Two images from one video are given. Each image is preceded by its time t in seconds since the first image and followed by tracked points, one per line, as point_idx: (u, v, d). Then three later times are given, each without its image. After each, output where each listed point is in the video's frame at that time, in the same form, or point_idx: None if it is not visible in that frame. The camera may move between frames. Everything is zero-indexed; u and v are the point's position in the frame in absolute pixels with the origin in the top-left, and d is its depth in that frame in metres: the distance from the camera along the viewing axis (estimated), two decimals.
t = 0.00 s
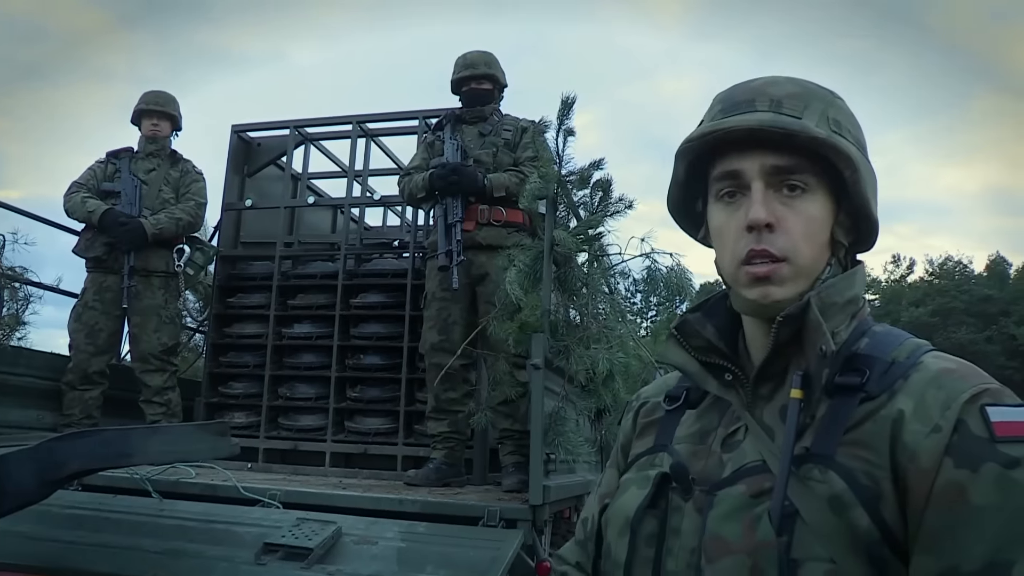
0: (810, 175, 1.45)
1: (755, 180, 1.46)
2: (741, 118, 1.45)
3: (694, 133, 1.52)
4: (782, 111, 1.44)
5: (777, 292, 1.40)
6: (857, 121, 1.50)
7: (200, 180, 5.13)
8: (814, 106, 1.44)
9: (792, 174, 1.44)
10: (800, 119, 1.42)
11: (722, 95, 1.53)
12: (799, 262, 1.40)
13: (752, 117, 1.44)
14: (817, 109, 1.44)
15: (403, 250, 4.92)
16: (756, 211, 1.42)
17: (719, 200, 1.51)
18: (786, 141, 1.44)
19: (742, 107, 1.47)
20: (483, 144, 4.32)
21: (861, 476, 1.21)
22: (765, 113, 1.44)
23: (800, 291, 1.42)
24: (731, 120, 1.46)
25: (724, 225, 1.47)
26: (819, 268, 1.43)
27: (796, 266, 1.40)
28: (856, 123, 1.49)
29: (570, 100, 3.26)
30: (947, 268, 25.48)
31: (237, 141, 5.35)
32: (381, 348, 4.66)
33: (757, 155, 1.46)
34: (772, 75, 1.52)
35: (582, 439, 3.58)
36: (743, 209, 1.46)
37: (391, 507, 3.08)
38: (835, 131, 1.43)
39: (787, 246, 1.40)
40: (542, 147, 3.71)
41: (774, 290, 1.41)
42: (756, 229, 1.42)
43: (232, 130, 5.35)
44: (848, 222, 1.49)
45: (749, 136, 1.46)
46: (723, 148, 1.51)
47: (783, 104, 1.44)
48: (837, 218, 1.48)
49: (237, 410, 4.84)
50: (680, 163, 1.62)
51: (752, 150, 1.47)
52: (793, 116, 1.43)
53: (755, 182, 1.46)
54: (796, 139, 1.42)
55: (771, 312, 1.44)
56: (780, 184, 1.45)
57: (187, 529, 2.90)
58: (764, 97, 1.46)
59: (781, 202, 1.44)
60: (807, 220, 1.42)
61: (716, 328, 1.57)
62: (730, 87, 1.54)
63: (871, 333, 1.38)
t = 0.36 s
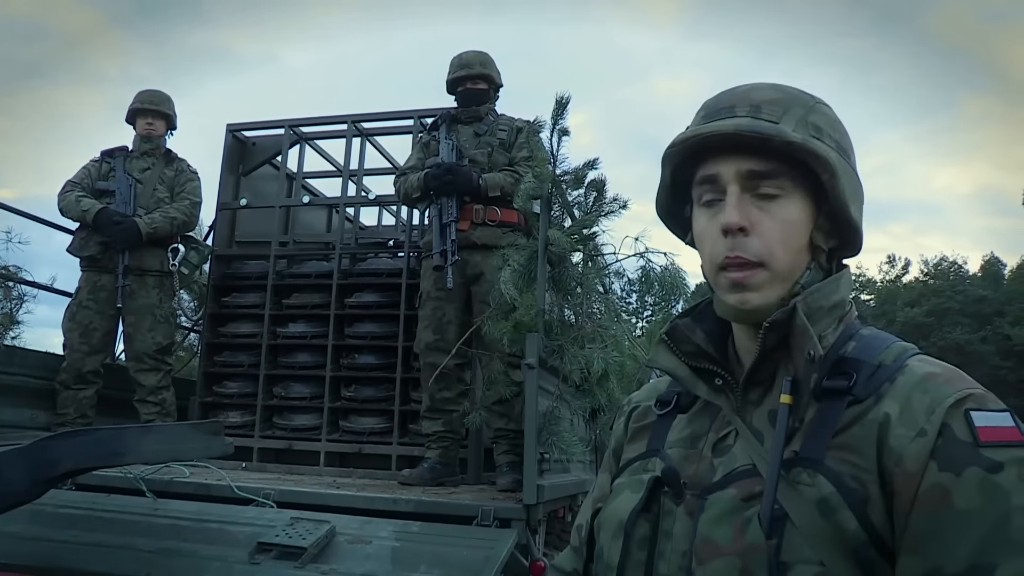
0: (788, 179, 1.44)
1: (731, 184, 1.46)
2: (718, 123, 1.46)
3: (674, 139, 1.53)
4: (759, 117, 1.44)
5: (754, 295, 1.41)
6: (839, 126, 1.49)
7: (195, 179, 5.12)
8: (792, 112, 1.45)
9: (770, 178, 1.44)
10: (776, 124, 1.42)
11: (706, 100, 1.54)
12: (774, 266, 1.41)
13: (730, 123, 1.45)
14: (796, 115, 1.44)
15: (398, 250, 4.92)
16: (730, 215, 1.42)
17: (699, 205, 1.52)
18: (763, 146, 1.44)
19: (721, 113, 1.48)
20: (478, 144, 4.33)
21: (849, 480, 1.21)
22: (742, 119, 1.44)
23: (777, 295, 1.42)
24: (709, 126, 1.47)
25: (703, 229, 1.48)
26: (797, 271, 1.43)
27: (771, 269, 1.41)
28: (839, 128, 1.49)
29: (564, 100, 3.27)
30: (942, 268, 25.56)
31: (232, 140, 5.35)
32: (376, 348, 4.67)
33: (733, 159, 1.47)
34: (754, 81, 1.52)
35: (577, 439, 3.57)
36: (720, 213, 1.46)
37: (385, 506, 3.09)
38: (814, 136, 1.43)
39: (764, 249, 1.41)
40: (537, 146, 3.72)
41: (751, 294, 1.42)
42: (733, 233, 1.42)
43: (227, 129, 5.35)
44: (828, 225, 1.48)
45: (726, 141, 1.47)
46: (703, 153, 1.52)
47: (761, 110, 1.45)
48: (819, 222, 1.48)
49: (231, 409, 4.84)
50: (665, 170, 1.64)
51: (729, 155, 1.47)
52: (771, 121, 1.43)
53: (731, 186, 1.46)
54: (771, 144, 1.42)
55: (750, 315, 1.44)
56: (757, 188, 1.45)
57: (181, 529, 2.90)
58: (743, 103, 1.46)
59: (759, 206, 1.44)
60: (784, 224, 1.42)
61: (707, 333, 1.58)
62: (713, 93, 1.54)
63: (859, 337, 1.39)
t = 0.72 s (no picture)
0: (757, 175, 1.43)
1: (702, 183, 1.47)
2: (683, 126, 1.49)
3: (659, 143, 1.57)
4: (722, 116, 1.45)
5: (722, 293, 1.42)
6: (821, 114, 1.43)
7: (189, 177, 5.10)
8: (755, 107, 1.43)
9: (738, 175, 1.44)
10: (734, 122, 1.42)
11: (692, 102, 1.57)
12: (739, 264, 1.41)
13: (694, 125, 1.47)
14: (760, 110, 1.43)
15: (392, 248, 4.91)
16: (696, 215, 1.44)
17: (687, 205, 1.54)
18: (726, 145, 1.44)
19: (696, 115, 1.50)
20: (473, 143, 4.32)
21: (828, 483, 1.20)
22: (706, 120, 1.46)
23: (746, 292, 1.41)
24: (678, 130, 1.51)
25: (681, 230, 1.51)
26: (769, 268, 1.42)
27: (737, 266, 1.41)
28: (822, 117, 1.43)
29: (560, 99, 3.27)
30: (936, 269, 25.67)
31: (226, 138, 5.33)
32: (370, 347, 4.66)
33: (704, 160, 1.47)
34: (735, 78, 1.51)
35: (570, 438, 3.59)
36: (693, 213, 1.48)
37: (379, 505, 3.08)
38: (776, 129, 1.40)
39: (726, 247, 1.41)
40: (532, 145, 3.71)
41: (720, 292, 1.42)
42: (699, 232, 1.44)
43: (221, 127, 5.33)
44: (807, 220, 1.44)
45: (695, 142, 1.48)
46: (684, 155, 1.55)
47: (726, 109, 1.45)
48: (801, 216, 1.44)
49: (224, 407, 4.83)
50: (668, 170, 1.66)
51: (701, 156, 1.48)
52: (731, 120, 1.44)
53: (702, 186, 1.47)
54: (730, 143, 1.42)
55: (725, 313, 1.45)
56: (727, 186, 1.45)
57: (172, 527, 2.89)
58: (712, 103, 1.48)
59: (727, 204, 1.44)
60: (750, 221, 1.41)
61: (711, 332, 1.55)
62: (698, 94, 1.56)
63: (859, 334, 1.35)
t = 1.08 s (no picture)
0: (795, 172, 1.42)
1: (736, 177, 1.44)
2: (719, 116, 1.45)
3: (679, 130, 1.53)
4: (763, 107, 1.42)
5: (756, 294, 1.41)
6: (854, 112, 1.45)
7: (183, 177, 5.09)
8: (796, 102, 1.42)
9: (775, 172, 1.42)
10: (778, 116, 1.40)
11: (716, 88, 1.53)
12: (777, 264, 1.39)
13: (732, 114, 1.43)
14: (802, 105, 1.41)
15: (388, 249, 4.91)
16: (731, 211, 1.40)
17: (709, 197, 1.51)
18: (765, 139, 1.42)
19: (727, 104, 1.47)
20: (468, 144, 4.33)
21: (840, 490, 1.20)
22: (746, 110, 1.43)
23: (779, 293, 1.41)
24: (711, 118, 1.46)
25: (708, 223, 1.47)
26: (805, 270, 1.41)
27: (773, 267, 1.39)
28: (857, 115, 1.45)
29: (555, 101, 3.28)
30: (929, 271, 25.75)
31: (221, 139, 5.33)
32: (365, 347, 4.66)
33: (738, 152, 1.44)
34: (765, 68, 1.50)
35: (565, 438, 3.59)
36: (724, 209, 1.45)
37: (374, 506, 3.08)
38: (821, 126, 1.39)
39: (764, 247, 1.39)
40: (528, 147, 3.72)
41: (753, 293, 1.41)
42: (736, 229, 1.41)
43: (216, 127, 5.32)
44: (839, 221, 1.45)
45: (729, 132, 1.45)
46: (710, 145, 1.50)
47: (766, 101, 1.43)
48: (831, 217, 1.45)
49: (219, 408, 4.82)
50: (678, 159, 1.63)
51: (734, 148, 1.45)
52: (773, 113, 1.41)
53: (736, 180, 1.44)
54: (772, 137, 1.40)
55: (754, 312, 1.43)
56: (762, 182, 1.43)
57: (167, 528, 2.89)
58: (748, 93, 1.45)
59: (764, 201, 1.42)
60: (788, 221, 1.40)
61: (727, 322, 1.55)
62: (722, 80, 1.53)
63: (879, 335, 1.36)
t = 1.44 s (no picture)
0: (809, 181, 1.43)
1: (750, 186, 1.44)
2: (733, 122, 1.45)
3: (687, 135, 1.52)
4: (777, 113, 1.43)
5: (769, 306, 1.40)
6: (863, 121, 1.48)
7: (176, 178, 5.09)
8: (811, 109, 1.43)
9: (790, 180, 1.43)
10: (795, 123, 1.41)
11: (722, 93, 1.53)
12: (792, 275, 1.40)
13: (746, 121, 1.43)
14: (818, 112, 1.43)
15: (381, 251, 4.91)
16: (747, 221, 1.41)
17: (717, 204, 1.51)
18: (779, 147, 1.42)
19: (737, 108, 1.47)
20: (462, 146, 4.33)
21: (848, 500, 1.21)
22: (761, 117, 1.43)
23: (793, 304, 1.41)
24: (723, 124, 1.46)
25: (719, 232, 1.47)
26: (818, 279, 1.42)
27: (788, 278, 1.40)
28: (866, 123, 1.48)
29: (549, 104, 3.28)
30: (921, 274, 25.87)
31: (215, 139, 5.32)
32: (357, 349, 4.66)
33: (751, 160, 1.45)
34: (772, 69, 1.50)
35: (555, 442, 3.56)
36: (736, 218, 1.45)
37: (366, 508, 3.08)
38: (836, 135, 1.41)
39: (781, 257, 1.40)
40: (521, 149, 3.73)
41: (767, 304, 1.40)
42: (751, 239, 1.41)
43: (210, 128, 5.32)
44: (850, 228, 1.48)
45: (742, 139, 1.45)
46: (719, 152, 1.50)
47: (781, 108, 1.44)
48: (841, 225, 1.47)
49: (211, 409, 4.82)
50: (679, 162, 1.63)
51: (746, 155, 1.46)
52: (790, 119, 1.42)
53: (750, 188, 1.44)
54: (788, 145, 1.41)
55: (765, 322, 1.44)
56: (776, 191, 1.44)
57: (159, 530, 2.88)
58: (761, 98, 1.46)
59: (778, 210, 1.43)
60: (803, 230, 1.41)
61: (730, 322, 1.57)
62: (729, 85, 1.53)
63: (885, 342, 1.37)
